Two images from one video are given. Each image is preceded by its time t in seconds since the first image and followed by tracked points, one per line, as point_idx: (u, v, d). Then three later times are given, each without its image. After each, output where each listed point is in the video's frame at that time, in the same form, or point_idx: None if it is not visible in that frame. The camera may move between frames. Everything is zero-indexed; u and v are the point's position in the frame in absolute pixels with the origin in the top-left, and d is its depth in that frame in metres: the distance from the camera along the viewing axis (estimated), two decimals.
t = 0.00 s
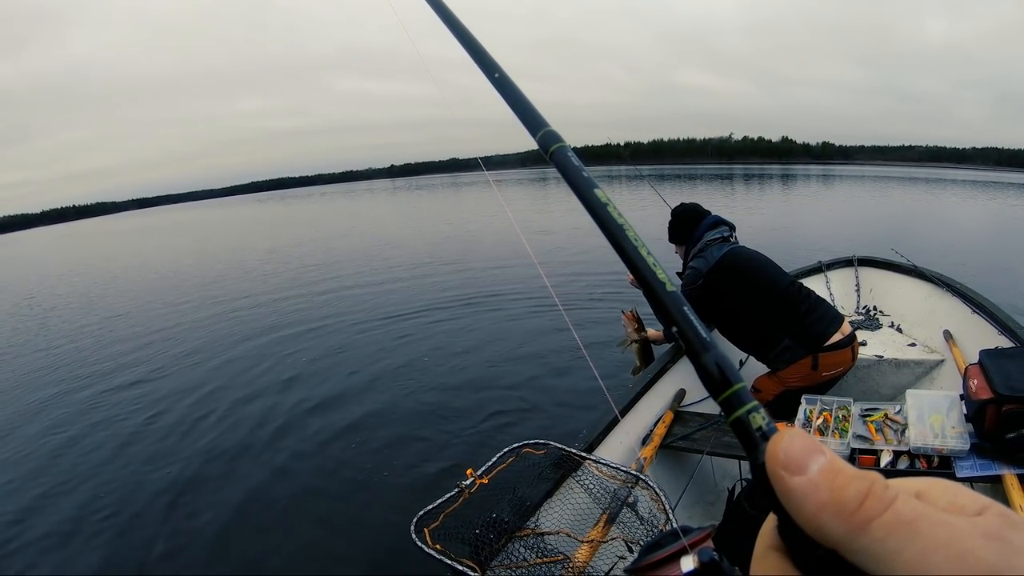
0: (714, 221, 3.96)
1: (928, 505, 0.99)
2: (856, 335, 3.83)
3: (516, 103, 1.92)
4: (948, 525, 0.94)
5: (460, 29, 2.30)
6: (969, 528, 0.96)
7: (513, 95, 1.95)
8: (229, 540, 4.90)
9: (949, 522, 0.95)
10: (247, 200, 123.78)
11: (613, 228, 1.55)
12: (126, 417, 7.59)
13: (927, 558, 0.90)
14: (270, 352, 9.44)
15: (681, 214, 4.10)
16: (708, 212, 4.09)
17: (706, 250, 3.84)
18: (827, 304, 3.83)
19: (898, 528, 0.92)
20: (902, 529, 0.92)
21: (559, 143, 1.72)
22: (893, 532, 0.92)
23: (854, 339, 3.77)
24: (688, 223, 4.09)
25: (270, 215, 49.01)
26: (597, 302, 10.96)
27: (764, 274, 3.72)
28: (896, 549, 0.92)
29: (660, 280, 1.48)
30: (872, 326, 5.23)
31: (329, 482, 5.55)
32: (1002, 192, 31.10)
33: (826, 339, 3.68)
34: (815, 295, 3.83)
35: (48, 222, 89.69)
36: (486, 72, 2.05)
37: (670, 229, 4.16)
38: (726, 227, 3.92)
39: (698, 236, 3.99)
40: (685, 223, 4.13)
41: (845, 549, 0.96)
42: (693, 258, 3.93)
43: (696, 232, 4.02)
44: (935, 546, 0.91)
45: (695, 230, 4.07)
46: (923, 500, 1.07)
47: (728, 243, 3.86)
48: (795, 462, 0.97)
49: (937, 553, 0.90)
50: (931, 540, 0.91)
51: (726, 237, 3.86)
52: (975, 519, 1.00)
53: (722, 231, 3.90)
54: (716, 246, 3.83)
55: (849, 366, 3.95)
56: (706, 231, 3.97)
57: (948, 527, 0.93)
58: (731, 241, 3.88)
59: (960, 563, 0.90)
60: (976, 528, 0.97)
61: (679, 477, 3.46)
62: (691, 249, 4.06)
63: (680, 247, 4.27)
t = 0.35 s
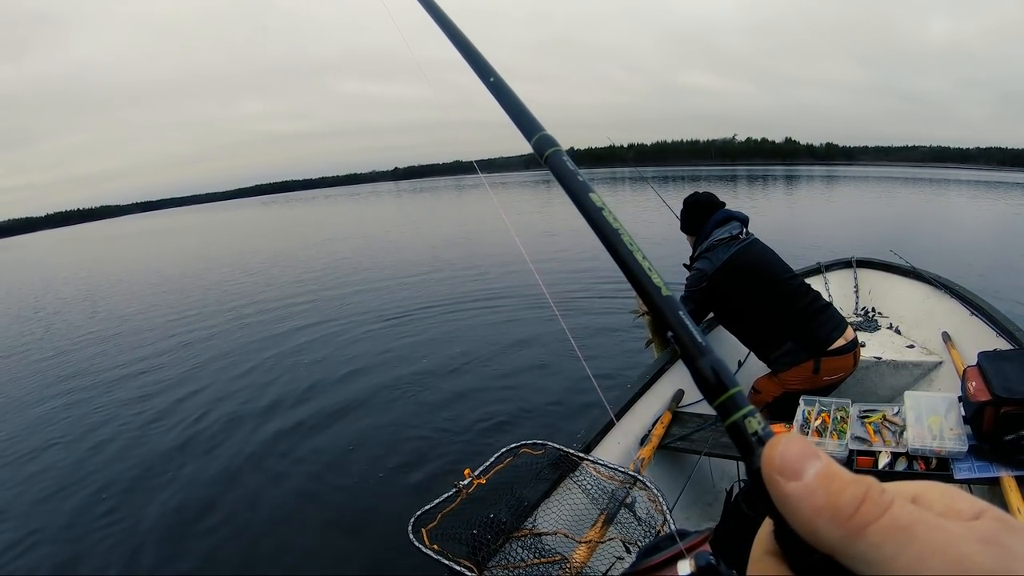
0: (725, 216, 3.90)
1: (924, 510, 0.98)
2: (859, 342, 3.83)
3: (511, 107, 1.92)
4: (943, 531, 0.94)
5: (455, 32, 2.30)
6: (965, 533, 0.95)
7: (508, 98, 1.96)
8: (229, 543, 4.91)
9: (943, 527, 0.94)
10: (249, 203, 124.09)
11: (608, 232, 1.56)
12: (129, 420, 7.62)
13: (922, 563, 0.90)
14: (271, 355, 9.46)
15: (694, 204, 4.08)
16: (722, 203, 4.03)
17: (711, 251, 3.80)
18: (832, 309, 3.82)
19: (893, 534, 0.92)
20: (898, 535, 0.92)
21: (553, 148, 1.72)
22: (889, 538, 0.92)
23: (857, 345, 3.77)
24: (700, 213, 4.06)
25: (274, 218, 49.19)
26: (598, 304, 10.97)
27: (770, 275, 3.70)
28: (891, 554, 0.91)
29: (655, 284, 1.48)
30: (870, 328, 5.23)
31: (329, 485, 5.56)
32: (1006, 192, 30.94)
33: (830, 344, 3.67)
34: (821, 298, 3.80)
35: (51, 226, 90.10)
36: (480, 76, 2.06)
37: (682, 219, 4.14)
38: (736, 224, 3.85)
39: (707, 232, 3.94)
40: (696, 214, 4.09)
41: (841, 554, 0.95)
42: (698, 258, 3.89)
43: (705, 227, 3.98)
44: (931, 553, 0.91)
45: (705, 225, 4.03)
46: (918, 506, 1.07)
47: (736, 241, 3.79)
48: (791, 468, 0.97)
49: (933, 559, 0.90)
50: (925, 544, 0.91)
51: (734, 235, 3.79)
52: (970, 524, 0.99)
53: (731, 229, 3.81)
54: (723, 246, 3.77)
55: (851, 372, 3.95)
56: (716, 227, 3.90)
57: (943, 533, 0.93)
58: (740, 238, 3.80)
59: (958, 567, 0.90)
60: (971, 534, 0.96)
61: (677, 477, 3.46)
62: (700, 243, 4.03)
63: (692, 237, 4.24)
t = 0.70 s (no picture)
0: (732, 215, 3.89)
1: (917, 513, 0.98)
2: (864, 345, 3.82)
3: (506, 113, 1.93)
4: (937, 533, 0.93)
5: (451, 39, 2.30)
6: (958, 536, 0.95)
7: (504, 106, 1.96)
8: (233, 546, 4.94)
9: (936, 529, 0.94)
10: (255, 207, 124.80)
11: (601, 237, 1.56)
12: (136, 423, 7.68)
13: (913, 565, 0.90)
14: (275, 358, 9.52)
15: (700, 202, 4.06)
16: (730, 201, 4.02)
17: (719, 249, 3.80)
18: (837, 310, 3.80)
19: (883, 538, 0.92)
20: (891, 538, 0.92)
21: (549, 154, 1.73)
22: (880, 541, 0.92)
23: (862, 348, 3.76)
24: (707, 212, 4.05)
25: (281, 222, 49.46)
26: (602, 307, 10.98)
27: (777, 276, 3.69)
28: (883, 557, 0.92)
29: (648, 288, 1.48)
30: (872, 329, 5.21)
31: (333, 489, 5.59)
32: (1014, 194, 30.68)
33: (835, 346, 3.66)
34: (827, 299, 3.78)
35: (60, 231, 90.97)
36: (476, 83, 2.07)
37: (690, 216, 4.13)
38: (744, 222, 3.83)
39: (715, 230, 3.94)
40: (705, 210, 4.07)
41: (833, 557, 0.96)
42: (706, 256, 3.89)
43: (713, 226, 3.97)
44: (923, 555, 0.91)
45: (713, 224, 4.01)
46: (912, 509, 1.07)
47: (744, 239, 3.78)
48: (783, 470, 0.98)
49: (925, 562, 0.90)
50: (917, 547, 0.91)
51: (741, 233, 3.78)
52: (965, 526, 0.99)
53: (738, 228, 3.80)
54: (730, 244, 3.77)
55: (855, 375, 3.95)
56: (723, 226, 3.89)
57: (934, 535, 0.93)
58: (748, 237, 3.79)
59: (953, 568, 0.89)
60: (963, 536, 0.96)
61: (678, 474, 3.47)
62: (708, 241, 4.02)
63: (700, 235, 4.24)
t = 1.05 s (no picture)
0: (735, 217, 3.90)
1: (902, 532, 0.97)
2: (866, 346, 3.81)
3: (497, 145, 1.95)
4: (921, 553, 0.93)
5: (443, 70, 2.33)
6: (944, 554, 0.94)
7: (493, 136, 1.98)
8: (235, 547, 4.96)
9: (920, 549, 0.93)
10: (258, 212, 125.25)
11: (588, 265, 1.56)
12: (140, 426, 7.73)
13: None
14: (279, 361, 9.55)
15: (703, 202, 4.06)
16: (733, 202, 4.03)
17: (721, 250, 3.80)
18: (840, 311, 3.80)
19: (866, 559, 0.92)
20: (871, 558, 0.92)
21: (536, 185, 1.73)
22: (862, 562, 0.92)
23: (864, 349, 3.75)
24: (711, 214, 4.05)
25: (286, 227, 49.72)
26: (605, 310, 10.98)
27: (779, 277, 3.68)
28: None
29: (637, 315, 1.47)
30: (875, 330, 5.19)
31: (334, 490, 5.59)
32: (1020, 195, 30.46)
33: (836, 348, 3.65)
34: (830, 300, 3.77)
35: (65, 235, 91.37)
36: (466, 115, 2.08)
37: (692, 217, 4.13)
38: (746, 224, 3.83)
39: (718, 231, 3.94)
40: (707, 211, 4.08)
41: None
42: (709, 257, 3.90)
43: (715, 227, 3.98)
44: None
45: (716, 225, 4.01)
46: (896, 528, 1.06)
47: (747, 241, 3.77)
48: (772, 489, 0.99)
49: None
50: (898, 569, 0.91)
51: (744, 234, 3.77)
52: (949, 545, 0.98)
53: (741, 229, 3.80)
54: (733, 245, 3.76)
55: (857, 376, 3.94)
56: (727, 227, 3.90)
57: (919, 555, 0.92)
58: (751, 239, 3.78)
59: None
60: (947, 555, 0.95)
61: (681, 475, 3.46)
62: (710, 242, 4.02)
63: (701, 237, 4.24)
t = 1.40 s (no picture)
0: (735, 220, 3.90)
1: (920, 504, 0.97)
2: (867, 348, 3.81)
3: (509, 119, 1.94)
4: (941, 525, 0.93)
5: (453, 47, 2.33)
6: (963, 524, 0.95)
7: (505, 111, 1.98)
8: (237, 548, 4.96)
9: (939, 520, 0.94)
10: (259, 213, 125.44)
11: (607, 241, 1.56)
12: (140, 427, 7.72)
13: (918, 557, 0.90)
14: (279, 362, 9.55)
15: (703, 206, 4.06)
16: (732, 206, 4.03)
17: (721, 253, 3.80)
18: (840, 313, 3.81)
19: (886, 531, 0.92)
20: (891, 531, 0.92)
21: (551, 158, 1.74)
22: (883, 534, 0.92)
23: (865, 350, 3.75)
24: (711, 217, 4.06)
25: (285, 228, 49.74)
26: (604, 311, 10.98)
27: (780, 279, 3.69)
28: (887, 550, 0.91)
29: (653, 289, 1.50)
30: (876, 331, 5.19)
31: (336, 492, 5.60)
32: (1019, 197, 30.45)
33: (837, 348, 3.66)
34: (830, 302, 3.78)
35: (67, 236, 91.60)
36: (479, 91, 2.09)
37: (692, 222, 4.14)
38: (746, 228, 3.84)
39: (719, 235, 3.94)
40: (707, 215, 4.08)
41: (836, 551, 0.96)
42: (709, 260, 3.89)
43: (716, 230, 3.98)
44: (926, 546, 0.90)
45: (716, 229, 4.01)
46: (916, 499, 1.05)
47: (747, 244, 3.78)
48: (789, 463, 0.98)
49: (926, 552, 0.90)
50: (919, 540, 0.91)
51: (744, 238, 3.78)
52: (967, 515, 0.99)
53: (742, 232, 3.81)
54: (733, 249, 3.77)
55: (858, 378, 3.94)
56: (727, 231, 3.90)
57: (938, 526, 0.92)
58: (751, 242, 3.79)
59: (952, 559, 0.89)
60: (967, 524, 0.95)
61: (683, 479, 3.46)
62: (711, 246, 4.03)
63: (701, 241, 4.23)
